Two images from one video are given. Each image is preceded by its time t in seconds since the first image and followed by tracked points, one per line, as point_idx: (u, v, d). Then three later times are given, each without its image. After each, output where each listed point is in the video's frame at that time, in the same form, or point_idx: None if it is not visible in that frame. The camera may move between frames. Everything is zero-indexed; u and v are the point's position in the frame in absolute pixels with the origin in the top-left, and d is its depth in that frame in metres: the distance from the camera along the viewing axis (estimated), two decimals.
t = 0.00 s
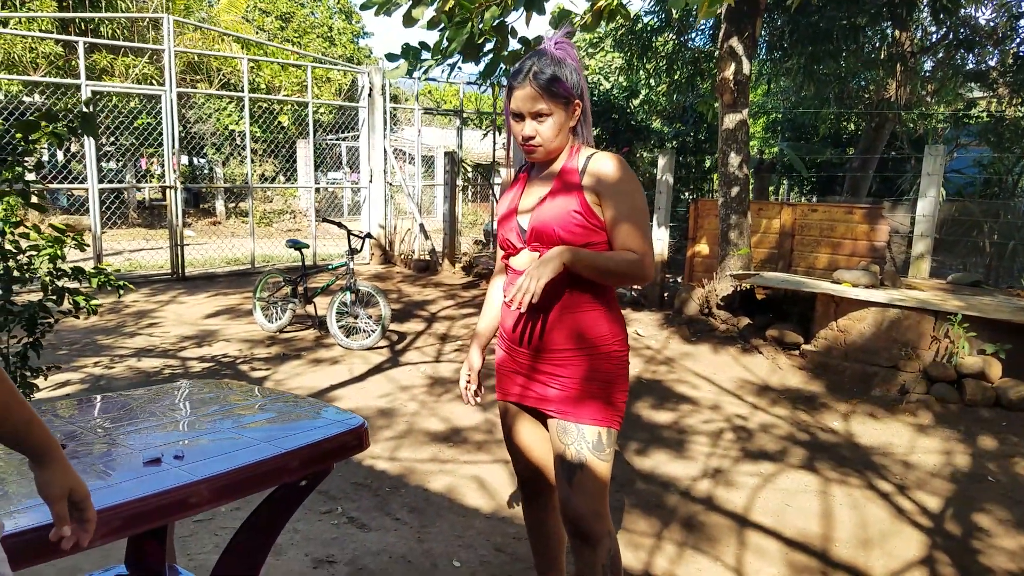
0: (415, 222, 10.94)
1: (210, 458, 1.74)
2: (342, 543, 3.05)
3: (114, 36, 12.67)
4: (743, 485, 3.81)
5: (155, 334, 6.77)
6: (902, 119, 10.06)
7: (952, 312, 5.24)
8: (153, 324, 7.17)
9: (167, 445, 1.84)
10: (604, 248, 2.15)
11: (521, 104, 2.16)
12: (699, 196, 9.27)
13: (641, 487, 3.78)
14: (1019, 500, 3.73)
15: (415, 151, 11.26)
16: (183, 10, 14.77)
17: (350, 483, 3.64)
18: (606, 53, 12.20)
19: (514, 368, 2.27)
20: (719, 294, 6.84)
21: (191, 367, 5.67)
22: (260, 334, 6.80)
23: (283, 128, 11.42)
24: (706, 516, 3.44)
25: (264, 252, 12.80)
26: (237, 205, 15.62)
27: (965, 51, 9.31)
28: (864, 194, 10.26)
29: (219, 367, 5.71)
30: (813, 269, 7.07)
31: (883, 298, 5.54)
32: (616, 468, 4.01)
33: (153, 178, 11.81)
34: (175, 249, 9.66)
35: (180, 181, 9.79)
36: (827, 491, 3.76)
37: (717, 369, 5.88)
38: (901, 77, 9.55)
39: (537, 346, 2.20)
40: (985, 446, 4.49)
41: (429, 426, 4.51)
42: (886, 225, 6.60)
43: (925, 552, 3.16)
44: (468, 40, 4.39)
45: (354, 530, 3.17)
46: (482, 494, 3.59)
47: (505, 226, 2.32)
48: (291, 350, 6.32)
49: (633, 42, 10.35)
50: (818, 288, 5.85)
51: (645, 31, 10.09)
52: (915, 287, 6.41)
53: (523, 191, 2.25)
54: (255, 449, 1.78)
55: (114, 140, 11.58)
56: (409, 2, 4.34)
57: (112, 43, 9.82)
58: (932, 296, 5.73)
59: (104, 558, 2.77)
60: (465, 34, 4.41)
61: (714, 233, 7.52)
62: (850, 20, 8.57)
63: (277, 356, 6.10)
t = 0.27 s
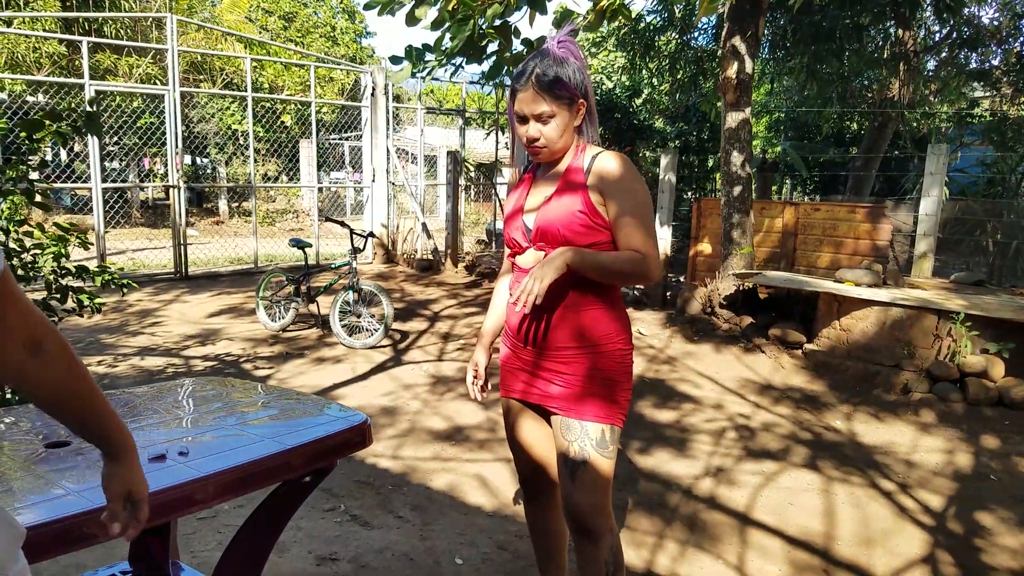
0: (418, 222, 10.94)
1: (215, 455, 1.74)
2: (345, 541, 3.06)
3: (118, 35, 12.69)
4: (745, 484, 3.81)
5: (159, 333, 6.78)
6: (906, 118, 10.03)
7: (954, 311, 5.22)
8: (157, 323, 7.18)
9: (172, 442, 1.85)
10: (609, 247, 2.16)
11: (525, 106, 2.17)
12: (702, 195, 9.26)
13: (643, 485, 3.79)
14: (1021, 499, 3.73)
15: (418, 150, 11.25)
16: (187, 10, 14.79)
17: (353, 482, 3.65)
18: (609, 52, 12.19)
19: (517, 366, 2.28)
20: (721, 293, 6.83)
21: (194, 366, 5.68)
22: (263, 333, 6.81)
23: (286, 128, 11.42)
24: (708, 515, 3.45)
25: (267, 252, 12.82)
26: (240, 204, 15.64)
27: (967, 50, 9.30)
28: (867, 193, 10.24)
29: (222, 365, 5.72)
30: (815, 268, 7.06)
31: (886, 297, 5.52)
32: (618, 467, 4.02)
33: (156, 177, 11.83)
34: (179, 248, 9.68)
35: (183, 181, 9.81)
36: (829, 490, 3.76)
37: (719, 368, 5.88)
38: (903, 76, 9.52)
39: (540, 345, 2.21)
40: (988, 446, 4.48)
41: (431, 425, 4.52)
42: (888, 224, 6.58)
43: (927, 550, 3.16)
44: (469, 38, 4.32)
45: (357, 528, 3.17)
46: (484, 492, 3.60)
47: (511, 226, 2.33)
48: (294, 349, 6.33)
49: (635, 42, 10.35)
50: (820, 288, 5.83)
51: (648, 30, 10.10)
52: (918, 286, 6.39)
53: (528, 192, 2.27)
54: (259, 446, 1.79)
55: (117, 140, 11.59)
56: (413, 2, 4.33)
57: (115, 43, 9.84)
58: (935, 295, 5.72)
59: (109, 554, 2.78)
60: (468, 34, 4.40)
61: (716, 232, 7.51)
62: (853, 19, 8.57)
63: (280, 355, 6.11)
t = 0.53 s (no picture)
0: (419, 222, 10.95)
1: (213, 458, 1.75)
2: (345, 542, 3.07)
3: (120, 36, 12.73)
4: (745, 486, 3.81)
5: (161, 333, 6.80)
6: (908, 118, 10.02)
7: (955, 312, 5.23)
8: (159, 324, 7.20)
9: (171, 443, 1.85)
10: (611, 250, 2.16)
11: (529, 108, 2.17)
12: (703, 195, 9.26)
13: (643, 486, 3.79)
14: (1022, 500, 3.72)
15: (420, 151, 11.27)
16: (189, 11, 14.82)
17: (353, 483, 3.65)
18: (611, 52, 12.20)
19: (517, 368, 2.27)
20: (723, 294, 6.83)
21: (196, 366, 5.69)
22: (265, 334, 6.82)
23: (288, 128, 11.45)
24: (708, 516, 3.45)
25: (269, 252, 12.83)
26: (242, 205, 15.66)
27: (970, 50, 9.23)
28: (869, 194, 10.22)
29: (223, 366, 5.74)
30: (816, 268, 7.06)
31: (887, 298, 5.55)
32: (618, 468, 4.02)
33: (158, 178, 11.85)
34: (181, 248, 9.70)
35: (185, 181, 9.83)
36: (830, 491, 3.76)
37: (720, 369, 5.88)
38: (905, 76, 9.50)
39: (539, 347, 2.21)
40: (989, 447, 4.47)
41: (432, 426, 4.52)
42: (889, 224, 6.58)
43: (927, 552, 3.16)
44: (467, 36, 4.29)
45: (357, 529, 3.18)
46: (484, 493, 3.60)
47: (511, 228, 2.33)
48: (296, 349, 6.34)
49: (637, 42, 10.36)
50: (822, 289, 5.86)
51: (650, 30, 10.11)
52: (920, 287, 6.40)
53: (529, 194, 2.27)
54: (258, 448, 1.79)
55: (120, 140, 11.61)
56: (413, 2, 4.33)
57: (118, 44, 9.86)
58: (936, 296, 5.72)
59: (109, 556, 2.78)
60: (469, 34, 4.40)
61: (717, 233, 7.51)
62: (855, 20, 8.57)
63: (282, 356, 6.12)
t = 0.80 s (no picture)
0: (421, 222, 10.97)
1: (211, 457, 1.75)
2: (344, 541, 3.07)
3: (123, 36, 12.75)
4: (745, 485, 3.81)
5: (162, 333, 6.81)
6: (910, 118, 10.00)
7: (956, 312, 5.24)
8: (161, 323, 7.21)
9: (169, 443, 1.86)
10: (609, 249, 2.17)
11: (527, 108, 2.18)
12: (705, 195, 9.28)
13: (643, 486, 3.79)
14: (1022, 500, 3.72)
15: (422, 151, 11.27)
16: (191, 11, 14.85)
17: (353, 482, 3.66)
18: (612, 52, 12.19)
19: (516, 367, 2.28)
20: (724, 294, 6.83)
21: (198, 366, 5.71)
22: (266, 333, 6.84)
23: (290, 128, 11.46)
24: (707, 515, 3.45)
25: (271, 252, 12.85)
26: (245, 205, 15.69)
27: (973, 50, 9.12)
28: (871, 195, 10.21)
29: (225, 365, 5.75)
30: (817, 268, 7.05)
31: (887, 298, 5.56)
32: (618, 467, 4.03)
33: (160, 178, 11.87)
34: (183, 248, 9.72)
35: (187, 181, 9.85)
36: (829, 491, 3.76)
37: (721, 369, 5.88)
38: (907, 77, 9.43)
39: (538, 347, 2.21)
40: (989, 447, 4.48)
41: (432, 425, 4.53)
42: (890, 224, 6.59)
43: (927, 552, 3.16)
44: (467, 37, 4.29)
45: (357, 528, 3.19)
46: (484, 493, 3.61)
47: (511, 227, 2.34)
48: (297, 349, 6.36)
49: (639, 42, 10.36)
50: (822, 289, 5.87)
51: (651, 30, 10.12)
52: (920, 287, 6.41)
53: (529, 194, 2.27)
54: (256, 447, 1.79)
55: (122, 140, 11.64)
56: (414, 3, 4.33)
57: (120, 45, 9.88)
58: (936, 296, 5.73)
59: (109, 555, 2.79)
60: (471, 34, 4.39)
61: (718, 232, 7.51)
62: (857, 20, 8.56)
63: (283, 355, 6.14)
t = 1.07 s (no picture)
0: (423, 222, 10.98)
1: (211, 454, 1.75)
2: (345, 540, 3.08)
3: (125, 36, 12.75)
4: (746, 484, 3.82)
5: (164, 332, 6.82)
6: (911, 118, 10.00)
7: (958, 312, 5.23)
8: (163, 322, 7.22)
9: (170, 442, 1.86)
10: (609, 249, 2.17)
11: (528, 107, 2.18)
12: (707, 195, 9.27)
13: (644, 485, 3.79)
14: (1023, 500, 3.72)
15: (423, 151, 11.28)
16: (193, 10, 14.85)
17: (355, 481, 3.67)
18: (614, 51, 12.19)
19: (517, 366, 2.29)
20: (725, 293, 6.83)
21: (199, 365, 5.71)
22: (268, 333, 6.85)
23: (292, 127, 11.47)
24: (708, 514, 3.46)
25: (274, 252, 12.86)
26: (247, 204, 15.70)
27: (975, 50, 9.06)
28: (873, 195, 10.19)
29: (227, 365, 5.76)
30: (819, 268, 7.05)
31: (890, 297, 5.55)
32: (619, 466, 4.03)
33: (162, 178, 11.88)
34: (185, 248, 9.73)
35: (189, 181, 9.85)
36: (830, 490, 3.76)
37: (723, 369, 5.88)
38: (910, 76, 9.46)
39: (538, 346, 2.22)
40: (991, 447, 4.48)
41: (433, 425, 4.53)
42: (892, 224, 6.60)
43: (927, 551, 3.16)
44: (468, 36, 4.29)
45: (358, 526, 3.19)
46: (485, 492, 3.62)
47: (511, 226, 2.35)
48: (299, 348, 6.36)
49: (641, 41, 10.36)
50: (824, 288, 5.86)
51: (653, 29, 10.11)
52: (921, 286, 6.41)
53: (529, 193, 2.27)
54: (255, 445, 1.79)
55: (124, 140, 11.65)
56: (416, 3, 4.34)
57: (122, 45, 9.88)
58: (938, 296, 5.73)
59: (110, 553, 2.79)
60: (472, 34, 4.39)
61: (720, 232, 7.50)
62: (860, 20, 8.55)
63: (285, 355, 6.15)
